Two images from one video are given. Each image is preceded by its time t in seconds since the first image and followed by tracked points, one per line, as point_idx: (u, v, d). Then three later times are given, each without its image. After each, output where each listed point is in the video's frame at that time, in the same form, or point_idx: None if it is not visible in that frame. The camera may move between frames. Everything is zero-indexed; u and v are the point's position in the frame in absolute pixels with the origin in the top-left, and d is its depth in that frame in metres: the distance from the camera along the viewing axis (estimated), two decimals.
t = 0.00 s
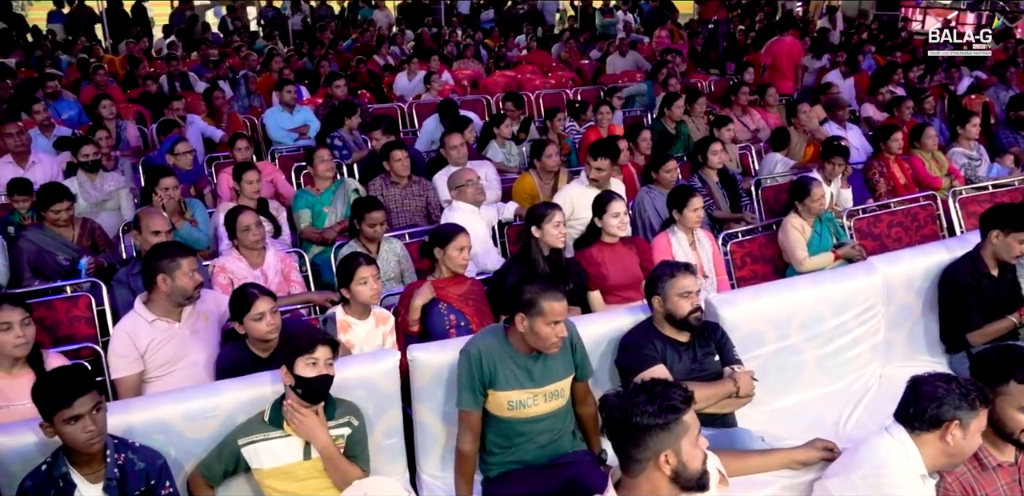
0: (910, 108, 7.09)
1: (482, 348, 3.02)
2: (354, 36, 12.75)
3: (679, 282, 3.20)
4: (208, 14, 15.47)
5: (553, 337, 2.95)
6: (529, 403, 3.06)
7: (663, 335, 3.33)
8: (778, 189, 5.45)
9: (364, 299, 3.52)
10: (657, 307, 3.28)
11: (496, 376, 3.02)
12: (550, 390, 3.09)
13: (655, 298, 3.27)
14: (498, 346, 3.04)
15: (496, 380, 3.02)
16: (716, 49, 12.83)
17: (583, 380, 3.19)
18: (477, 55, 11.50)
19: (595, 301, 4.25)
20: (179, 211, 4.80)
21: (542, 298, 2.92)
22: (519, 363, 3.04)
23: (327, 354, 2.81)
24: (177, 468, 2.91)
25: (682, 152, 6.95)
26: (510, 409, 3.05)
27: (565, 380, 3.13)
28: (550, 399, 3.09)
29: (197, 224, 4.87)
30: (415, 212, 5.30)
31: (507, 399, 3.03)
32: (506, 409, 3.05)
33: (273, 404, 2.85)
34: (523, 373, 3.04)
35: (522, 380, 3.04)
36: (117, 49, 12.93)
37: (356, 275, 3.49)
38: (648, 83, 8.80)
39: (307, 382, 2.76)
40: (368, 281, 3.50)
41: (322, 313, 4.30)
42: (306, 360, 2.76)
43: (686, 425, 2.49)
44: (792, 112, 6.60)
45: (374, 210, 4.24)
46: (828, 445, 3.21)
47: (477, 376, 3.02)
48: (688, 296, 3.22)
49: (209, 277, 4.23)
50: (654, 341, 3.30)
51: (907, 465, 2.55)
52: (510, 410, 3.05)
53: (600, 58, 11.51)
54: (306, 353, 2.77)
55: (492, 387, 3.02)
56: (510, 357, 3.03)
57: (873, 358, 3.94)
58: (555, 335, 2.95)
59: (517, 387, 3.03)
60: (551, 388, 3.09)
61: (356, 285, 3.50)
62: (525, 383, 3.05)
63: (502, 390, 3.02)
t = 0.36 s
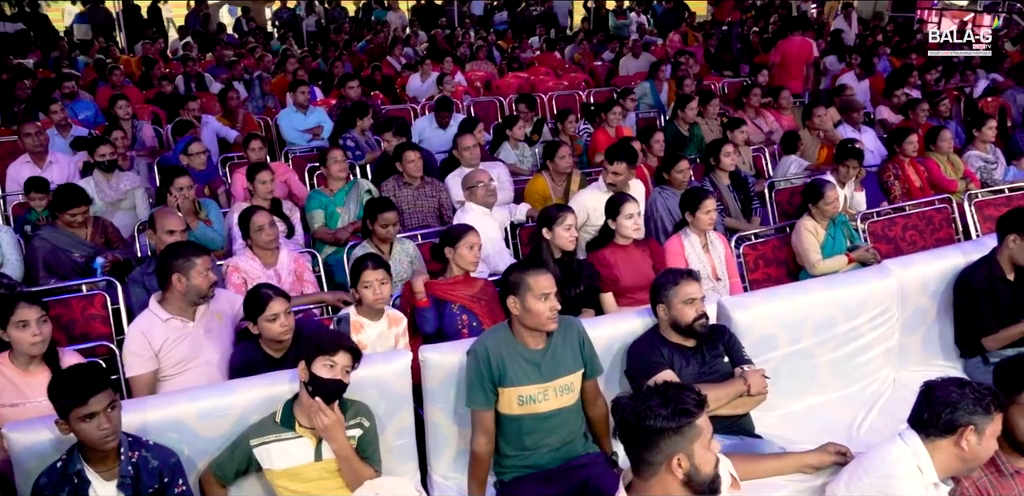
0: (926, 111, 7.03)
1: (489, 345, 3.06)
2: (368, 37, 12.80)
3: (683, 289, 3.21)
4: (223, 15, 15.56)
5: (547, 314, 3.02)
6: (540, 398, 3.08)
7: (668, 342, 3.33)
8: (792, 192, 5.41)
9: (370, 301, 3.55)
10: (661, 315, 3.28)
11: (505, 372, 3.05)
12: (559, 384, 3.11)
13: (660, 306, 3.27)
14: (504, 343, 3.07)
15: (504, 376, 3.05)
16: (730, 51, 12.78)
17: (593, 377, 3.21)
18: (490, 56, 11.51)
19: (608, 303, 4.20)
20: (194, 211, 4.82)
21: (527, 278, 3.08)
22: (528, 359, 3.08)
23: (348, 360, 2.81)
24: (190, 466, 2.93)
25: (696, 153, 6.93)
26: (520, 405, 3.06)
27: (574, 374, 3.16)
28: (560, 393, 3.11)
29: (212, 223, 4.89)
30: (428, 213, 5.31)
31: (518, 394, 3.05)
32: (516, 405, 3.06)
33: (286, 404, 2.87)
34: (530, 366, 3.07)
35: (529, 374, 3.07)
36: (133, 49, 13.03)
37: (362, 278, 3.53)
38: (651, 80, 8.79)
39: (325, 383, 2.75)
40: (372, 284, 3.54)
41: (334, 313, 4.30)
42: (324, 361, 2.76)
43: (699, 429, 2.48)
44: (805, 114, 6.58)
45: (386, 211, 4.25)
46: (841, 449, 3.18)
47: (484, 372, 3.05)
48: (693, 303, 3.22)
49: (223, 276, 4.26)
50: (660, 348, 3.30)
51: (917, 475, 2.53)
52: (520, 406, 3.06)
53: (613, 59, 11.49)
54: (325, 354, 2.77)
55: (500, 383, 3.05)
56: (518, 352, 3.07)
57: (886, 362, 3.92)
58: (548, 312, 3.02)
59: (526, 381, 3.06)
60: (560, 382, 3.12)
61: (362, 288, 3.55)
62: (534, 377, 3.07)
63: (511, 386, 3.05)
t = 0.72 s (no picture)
0: (956, 119, 6.94)
1: (515, 350, 3.06)
2: (394, 43, 12.87)
3: (710, 293, 3.20)
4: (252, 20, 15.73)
5: (577, 317, 3.01)
6: (566, 403, 3.07)
7: (696, 350, 3.31)
8: (818, 200, 5.31)
9: (393, 304, 3.58)
10: (688, 321, 3.27)
11: (530, 378, 3.04)
12: (585, 390, 3.11)
13: (686, 311, 3.27)
14: (530, 349, 3.07)
15: (530, 382, 3.04)
16: (757, 57, 12.69)
17: (617, 383, 3.20)
18: (515, 61, 11.52)
19: (631, 309, 4.23)
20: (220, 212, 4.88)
21: (558, 280, 3.07)
22: (554, 364, 3.07)
23: (390, 380, 2.82)
24: (214, 466, 2.96)
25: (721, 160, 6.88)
26: (545, 411, 3.06)
27: (600, 380, 3.15)
28: (586, 399, 3.10)
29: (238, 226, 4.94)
30: (452, 218, 5.33)
31: (544, 400, 3.04)
32: (541, 411, 3.06)
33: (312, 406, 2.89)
34: (557, 371, 3.07)
35: (555, 380, 3.06)
36: (163, 54, 13.21)
37: (387, 281, 3.55)
38: (672, 85, 8.80)
39: (356, 391, 2.76)
40: (388, 289, 3.55)
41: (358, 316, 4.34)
42: (366, 373, 2.78)
43: (723, 439, 2.46)
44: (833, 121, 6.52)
45: (411, 215, 4.27)
46: (866, 461, 3.14)
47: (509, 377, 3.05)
48: (720, 307, 3.21)
49: (249, 278, 4.30)
50: (687, 356, 3.28)
51: (943, 487, 2.48)
52: (545, 412, 3.06)
53: (638, 65, 11.46)
54: (368, 368, 2.79)
55: (526, 389, 3.04)
56: (545, 358, 3.06)
57: (915, 373, 3.86)
58: (578, 315, 3.01)
59: (553, 387, 3.05)
60: (586, 387, 3.11)
61: (379, 292, 3.57)
62: (560, 383, 3.06)
63: (536, 392, 3.04)
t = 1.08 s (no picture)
0: None
1: (563, 358, 3.03)
2: (447, 45, 12.93)
3: (764, 301, 3.14)
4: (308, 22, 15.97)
5: (626, 330, 2.97)
6: (613, 412, 3.03)
7: (752, 358, 3.23)
8: (879, 209, 5.20)
9: (442, 306, 3.57)
10: (742, 330, 3.20)
11: (577, 386, 3.01)
12: (633, 400, 3.06)
13: (740, 319, 3.19)
14: (578, 356, 3.04)
15: (577, 390, 3.01)
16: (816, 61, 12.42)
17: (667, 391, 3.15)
18: (566, 64, 11.47)
19: (682, 317, 4.13)
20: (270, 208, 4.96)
21: (606, 292, 3.00)
22: (601, 373, 3.03)
23: (441, 390, 2.81)
24: (264, 462, 3.00)
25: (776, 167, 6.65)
26: (592, 419, 3.02)
27: (649, 390, 3.10)
28: (633, 409, 3.06)
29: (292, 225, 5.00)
30: (502, 221, 5.31)
31: (590, 408, 3.01)
32: (588, 418, 3.03)
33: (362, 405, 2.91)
34: (603, 381, 3.03)
35: (602, 389, 3.02)
36: (221, 55, 13.47)
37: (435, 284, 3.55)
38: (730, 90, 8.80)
39: (408, 400, 2.76)
40: (435, 291, 3.54)
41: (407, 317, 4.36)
42: (418, 381, 2.76)
43: (777, 453, 2.39)
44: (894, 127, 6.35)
45: (461, 217, 4.27)
46: (925, 480, 3.03)
47: (555, 384, 3.03)
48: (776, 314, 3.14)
49: (300, 277, 4.35)
50: (743, 364, 3.20)
51: None
52: (592, 420, 3.02)
53: (692, 69, 11.31)
54: (421, 376, 2.77)
55: (572, 397, 3.02)
56: (593, 367, 3.03)
57: (980, 390, 3.71)
58: (627, 328, 2.97)
59: (599, 396, 3.02)
60: (634, 397, 3.06)
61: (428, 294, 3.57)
62: (607, 392, 3.03)
63: (583, 400, 3.01)
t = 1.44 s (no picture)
0: None
1: (616, 372, 2.91)
2: (505, 44, 12.88)
3: (832, 318, 2.97)
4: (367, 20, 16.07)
5: (684, 346, 2.83)
6: (667, 429, 2.90)
7: (814, 377, 3.06)
8: (957, 219, 5.02)
9: (493, 312, 3.48)
10: (806, 347, 3.03)
11: (630, 402, 2.89)
12: (689, 417, 2.92)
13: (804, 336, 3.03)
14: (632, 370, 2.91)
15: (630, 406, 2.89)
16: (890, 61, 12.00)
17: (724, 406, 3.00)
18: (627, 64, 11.30)
19: (743, 329, 3.95)
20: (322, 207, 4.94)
21: (661, 307, 2.88)
22: (655, 389, 2.90)
23: (485, 389, 2.67)
24: (311, 464, 2.92)
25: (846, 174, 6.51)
26: (646, 435, 2.89)
27: (705, 406, 2.96)
28: (690, 426, 2.92)
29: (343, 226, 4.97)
30: (556, 225, 5.20)
31: (643, 424, 2.88)
32: (642, 435, 2.90)
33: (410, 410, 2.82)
34: (657, 397, 2.90)
35: (657, 405, 2.89)
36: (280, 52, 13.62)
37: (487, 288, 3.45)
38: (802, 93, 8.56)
39: (452, 400, 2.66)
40: (493, 295, 3.45)
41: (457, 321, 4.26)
42: (461, 380, 2.65)
43: (848, 477, 2.25)
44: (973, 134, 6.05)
45: (514, 220, 4.17)
46: None
47: (607, 398, 2.91)
48: (842, 333, 2.97)
49: (351, 279, 4.30)
50: (804, 384, 3.03)
51: None
52: (645, 436, 2.89)
53: (758, 70, 11.04)
54: (461, 375, 2.66)
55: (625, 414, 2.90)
56: (647, 382, 2.90)
57: None
58: (685, 344, 2.83)
59: (653, 412, 2.89)
60: (690, 414, 2.92)
61: (484, 298, 3.48)
62: (661, 408, 2.90)
63: (636, 417, 2.89)
